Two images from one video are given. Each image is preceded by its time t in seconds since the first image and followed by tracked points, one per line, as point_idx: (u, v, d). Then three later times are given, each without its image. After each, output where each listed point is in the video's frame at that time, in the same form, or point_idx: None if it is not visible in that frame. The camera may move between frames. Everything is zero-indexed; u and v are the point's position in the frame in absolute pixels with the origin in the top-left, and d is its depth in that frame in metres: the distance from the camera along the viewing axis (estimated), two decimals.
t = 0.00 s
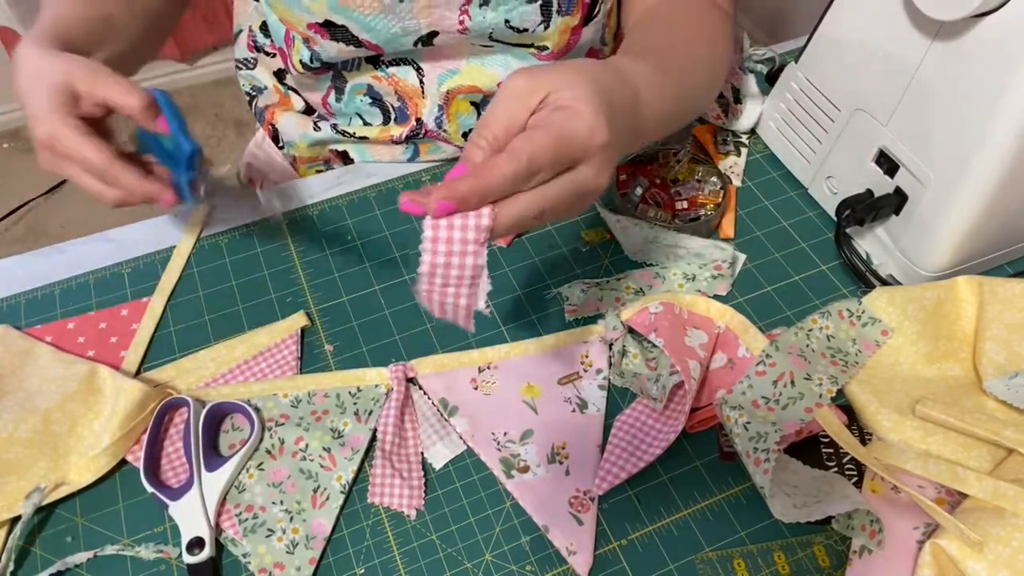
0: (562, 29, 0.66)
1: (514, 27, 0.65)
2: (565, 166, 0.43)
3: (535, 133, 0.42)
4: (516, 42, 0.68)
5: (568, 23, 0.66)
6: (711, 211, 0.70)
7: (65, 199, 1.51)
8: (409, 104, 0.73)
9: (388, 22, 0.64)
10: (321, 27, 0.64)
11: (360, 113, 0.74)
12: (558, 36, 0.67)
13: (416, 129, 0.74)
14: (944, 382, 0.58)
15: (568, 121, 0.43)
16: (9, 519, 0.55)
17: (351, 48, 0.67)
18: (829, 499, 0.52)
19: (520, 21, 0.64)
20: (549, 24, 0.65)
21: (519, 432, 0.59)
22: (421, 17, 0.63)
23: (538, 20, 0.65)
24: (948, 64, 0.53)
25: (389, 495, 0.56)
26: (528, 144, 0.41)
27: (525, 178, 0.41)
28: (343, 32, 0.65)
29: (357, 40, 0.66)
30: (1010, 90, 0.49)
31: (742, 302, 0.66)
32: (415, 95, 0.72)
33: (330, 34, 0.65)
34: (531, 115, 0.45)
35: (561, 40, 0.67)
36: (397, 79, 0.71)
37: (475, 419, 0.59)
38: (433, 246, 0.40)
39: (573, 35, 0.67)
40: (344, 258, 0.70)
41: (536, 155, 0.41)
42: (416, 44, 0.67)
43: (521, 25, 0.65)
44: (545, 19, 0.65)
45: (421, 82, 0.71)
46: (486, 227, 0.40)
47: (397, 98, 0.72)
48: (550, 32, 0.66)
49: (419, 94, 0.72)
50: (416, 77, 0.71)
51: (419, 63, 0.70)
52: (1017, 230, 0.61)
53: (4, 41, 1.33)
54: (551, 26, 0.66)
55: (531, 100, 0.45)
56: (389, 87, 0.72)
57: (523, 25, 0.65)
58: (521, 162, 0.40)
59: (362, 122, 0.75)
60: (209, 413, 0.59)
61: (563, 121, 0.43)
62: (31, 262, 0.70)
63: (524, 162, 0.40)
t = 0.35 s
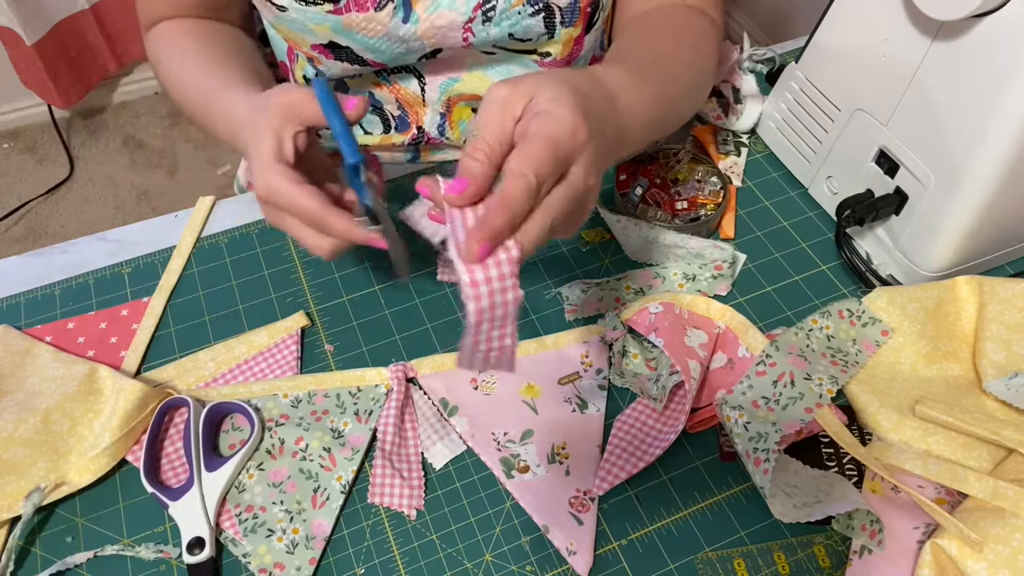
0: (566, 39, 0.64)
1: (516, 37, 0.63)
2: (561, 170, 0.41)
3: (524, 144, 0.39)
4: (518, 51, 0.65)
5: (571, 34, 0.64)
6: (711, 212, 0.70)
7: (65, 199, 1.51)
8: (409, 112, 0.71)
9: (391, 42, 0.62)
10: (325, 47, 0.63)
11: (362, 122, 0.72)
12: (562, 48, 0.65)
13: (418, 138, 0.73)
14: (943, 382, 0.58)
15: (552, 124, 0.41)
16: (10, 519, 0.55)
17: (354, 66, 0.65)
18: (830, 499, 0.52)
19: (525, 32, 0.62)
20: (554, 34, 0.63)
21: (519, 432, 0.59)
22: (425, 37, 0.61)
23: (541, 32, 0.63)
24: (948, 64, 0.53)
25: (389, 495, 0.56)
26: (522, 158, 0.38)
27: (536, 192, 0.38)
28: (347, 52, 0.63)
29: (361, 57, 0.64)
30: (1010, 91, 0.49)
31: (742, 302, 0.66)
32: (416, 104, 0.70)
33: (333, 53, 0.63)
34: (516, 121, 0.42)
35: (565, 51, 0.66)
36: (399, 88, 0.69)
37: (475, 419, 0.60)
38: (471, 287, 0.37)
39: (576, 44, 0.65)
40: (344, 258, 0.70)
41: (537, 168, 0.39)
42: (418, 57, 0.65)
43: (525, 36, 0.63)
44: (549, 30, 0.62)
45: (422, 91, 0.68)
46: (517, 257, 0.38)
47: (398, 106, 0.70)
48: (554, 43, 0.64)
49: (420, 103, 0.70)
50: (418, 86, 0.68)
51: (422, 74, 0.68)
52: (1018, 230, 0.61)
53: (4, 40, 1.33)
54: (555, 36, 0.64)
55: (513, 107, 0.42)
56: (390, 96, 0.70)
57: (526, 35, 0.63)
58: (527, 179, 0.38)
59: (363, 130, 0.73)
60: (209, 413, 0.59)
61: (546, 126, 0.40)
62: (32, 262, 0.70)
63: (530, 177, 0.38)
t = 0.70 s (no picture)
0: (570, 44, 0.64)
1: (520, 42, 0.63)
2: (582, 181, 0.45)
3: (540, 161, 0.43)
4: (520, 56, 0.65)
5: (575, 39, 0.64)
6: (711, 212, 0.70)
7: (65, 199, 1.51)
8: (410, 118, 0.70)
9: (396, 52, 0.62)
10: (328, 55, 0.63)
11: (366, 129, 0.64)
12: (566, 52, 0.65)
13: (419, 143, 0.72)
14: (943, 382, 0.58)
15: (563, 137, 0.44)
16: (9, 519, 0.55)
17: (357, 74, 0.66)
18: (830, 499, 0.52)
19: (529, 37, 0.62)
20: (558, 39, 0.63)
21: (519, 432, 0.59)
22: (429, 47, 0.61)
23: (545, 37, 0.62)
24: (948, 64, 0.53)
25: (390, 495, 0.56)
26: (541, 174, 0.42)
27: (562, 206, 0.42)
28: (349, 60, 0.64)
29: (365, 66, 0.65)
30: (1010, 91, 0.49)
31: (742, 302, 0.66)
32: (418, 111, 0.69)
33: (337, 60, 0.64)
34: (527, 140, 0.46)
35: (569, 56, 0.66)
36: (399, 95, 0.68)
37: (475, 419, 0.60)
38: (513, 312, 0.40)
39: (581, 49, 0.65)
40: (344, 258, 0.70)
41: (558, 182, 0.42)
42: (422, 65, 0.65)
43: (530, 41, 0.62)
44: (553, 36, 0.62)
45: (423, 98, 0.68)
46: (555, 278, 0.41)
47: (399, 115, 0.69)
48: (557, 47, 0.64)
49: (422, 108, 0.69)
50: (420, 93, 0.68)
51: (422, 78, 0.67)
52: (1018, 230, 0.61)
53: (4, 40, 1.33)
54: (559, 41, 0.63)
55: (522, 126, 0.47)
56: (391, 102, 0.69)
57: (530, 40, 0.63)
58: (550, 195, 0.41)
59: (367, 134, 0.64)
60: (209, 413, 0.59)
61: (557, 139, 0.44)
62: (32, 262, 0.70)
63: (553, 192, 0.41)
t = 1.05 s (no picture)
0: (571, 48, 0.64)
1: (520, 47, 0.63)
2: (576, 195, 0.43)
3: (534, 172, 0.41)
4: (519, 60, 0.65)
5: (576, 42, 0.64)
6: (711, 211, 0.70)
7: (65, 199, 1.51)
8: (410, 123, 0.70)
9: (395, 54, 0.62)
10: (327, 57, 0.63)
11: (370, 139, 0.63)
12: (566, 56, 0.65)
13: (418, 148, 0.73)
14: (943, 382, 0.58)
15: (558, 148, 0.42)
16: (9, 519, 0.55)
17: (356, 75, 0.66)
18: (829, 499, 0.52)
19: (528, 41, 0.62)
20: (558, 44, 0.63)
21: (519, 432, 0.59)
22: (428, 50, 0.61)
23: (546, 41, 0.62)
24: (948, 63, 0.53)
25: (390, 495, 0.56)
26: (533, 187, 0.40)
27: (554, 221, 0.40)
28: (348, 62, 0.64)
29: (364, 68, 0.65)
30: (1011, 91, 0.49)
31: (742, 302, 0.66)
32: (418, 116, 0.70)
33: (336, 62, 0.64)
34: (521, 150, 0.44)
35: (570, 60, 0.66)
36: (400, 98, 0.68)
37: (475, 419, 0.60)
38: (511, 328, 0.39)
39: (582, 52, 0.65)
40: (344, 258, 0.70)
41: (550, 196, 0.40)
42: (422, 68, 0.65)
43: (530, 45, 0.63)
44: (553, 40, 0.62)
45: (423, 102, 0.68)
46: (547, 295, 0.40)
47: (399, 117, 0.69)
48: (558, 51, 0.64)
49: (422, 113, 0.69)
50: (420, 97, 0.68)
51: (423, 85, 0.68)
52: (1018, 230, 0.61)
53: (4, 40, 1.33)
54: (559, 45, 0.63)
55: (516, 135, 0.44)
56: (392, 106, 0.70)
57: (531, 45, 0.63)
58: (543, 209, 0.39)
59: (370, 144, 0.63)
60: (209, 413, 0.59)
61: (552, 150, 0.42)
62: (32, 262, 0.70)
63: (546, 207, 0.39)
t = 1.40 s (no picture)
0: (570, 58, 0.64)
1: (521, 59, 0.63)
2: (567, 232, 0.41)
3: (524, 207, 0.40)
4: (520, 71, 0.65)
5: (576, 51, 0.64)
6: (711, 211, 0.70)
7: (65, 199, 1.51)
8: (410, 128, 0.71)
9: (395, 60, 0.62)
10: (326, 58, 0.63)
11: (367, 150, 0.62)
12: (566, 65, 0.65)
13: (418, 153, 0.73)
14: (943, 383, 0.58)
15: (548, 183, 0.41)
16: (9, 519, 0.55)
17: (354, 77, 0.66)
18: (829, 499, 0.52)
19: (528, 51, 0.62)
20: (558, 54, 0.63)
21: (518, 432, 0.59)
22: (429, 57, 0.61)
23: (546, 52, 0.62)
24: (948, 63, 0.53)
25: (390, 495, 0.56)
26: (523, 225, 0.39)
27: (544, 258, 0.39)
28: (347, 63, 0.64)
29: (362, 71, 0.65)
30: (1011, 91, 0.49)
31: (742, 302, 0.66)
32: (418, 121, 0.70)
33: (334, 63, 0.64)
34: (510, 179, 0.43)
35: (570, 69, 0.66)
36: (401, 104, 0.69)
37: (475, 419, 0.60)
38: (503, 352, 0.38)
39: (581, 62, 0.65)
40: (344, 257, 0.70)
41: (541, 234, 0.39)
42: (421, 76, 0.65)
43: (530, 57, 0.63)
44: (553, 49, 0.62)
45: (423, 108, 0.69)
46: (536, 338, 0.39)
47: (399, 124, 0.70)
48: (558, 63, 0.64)
49: (423, 119, 0.70)
50: (421, 103, 0.69)
51: (424, 91, 0.68)
52: (1018, 230, 0.61)
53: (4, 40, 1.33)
54: (559, 56, 0.63)
55: (506, 164, 0.43)
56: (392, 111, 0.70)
57: (530, 57, 0.63)
58: (533, 247, 0.38)
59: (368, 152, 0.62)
60: (209, 414, 0.59)
61: (543, 184, 0.41)
62: (32, 262, 0.70)
63: (536, 245, 0.38)
